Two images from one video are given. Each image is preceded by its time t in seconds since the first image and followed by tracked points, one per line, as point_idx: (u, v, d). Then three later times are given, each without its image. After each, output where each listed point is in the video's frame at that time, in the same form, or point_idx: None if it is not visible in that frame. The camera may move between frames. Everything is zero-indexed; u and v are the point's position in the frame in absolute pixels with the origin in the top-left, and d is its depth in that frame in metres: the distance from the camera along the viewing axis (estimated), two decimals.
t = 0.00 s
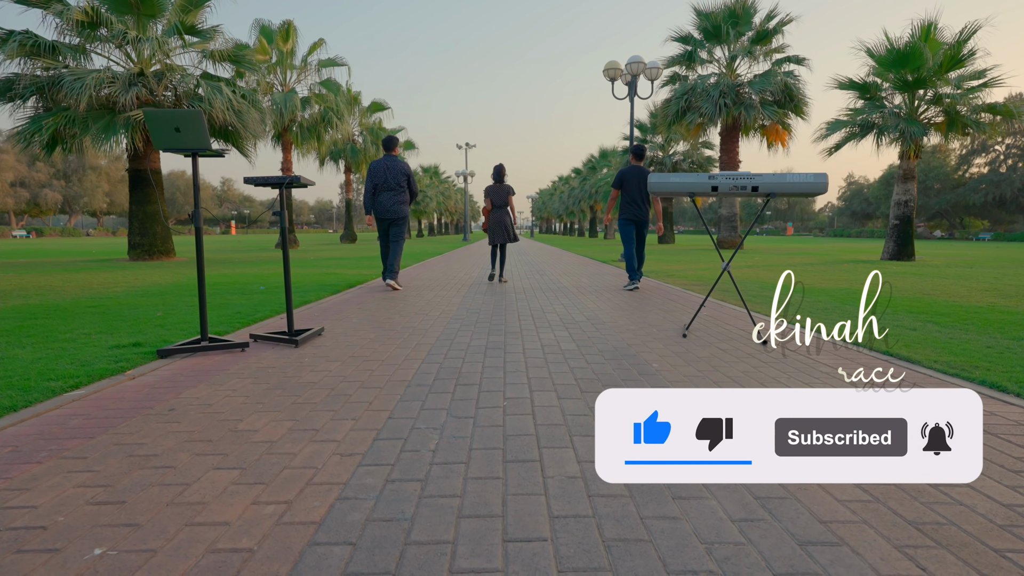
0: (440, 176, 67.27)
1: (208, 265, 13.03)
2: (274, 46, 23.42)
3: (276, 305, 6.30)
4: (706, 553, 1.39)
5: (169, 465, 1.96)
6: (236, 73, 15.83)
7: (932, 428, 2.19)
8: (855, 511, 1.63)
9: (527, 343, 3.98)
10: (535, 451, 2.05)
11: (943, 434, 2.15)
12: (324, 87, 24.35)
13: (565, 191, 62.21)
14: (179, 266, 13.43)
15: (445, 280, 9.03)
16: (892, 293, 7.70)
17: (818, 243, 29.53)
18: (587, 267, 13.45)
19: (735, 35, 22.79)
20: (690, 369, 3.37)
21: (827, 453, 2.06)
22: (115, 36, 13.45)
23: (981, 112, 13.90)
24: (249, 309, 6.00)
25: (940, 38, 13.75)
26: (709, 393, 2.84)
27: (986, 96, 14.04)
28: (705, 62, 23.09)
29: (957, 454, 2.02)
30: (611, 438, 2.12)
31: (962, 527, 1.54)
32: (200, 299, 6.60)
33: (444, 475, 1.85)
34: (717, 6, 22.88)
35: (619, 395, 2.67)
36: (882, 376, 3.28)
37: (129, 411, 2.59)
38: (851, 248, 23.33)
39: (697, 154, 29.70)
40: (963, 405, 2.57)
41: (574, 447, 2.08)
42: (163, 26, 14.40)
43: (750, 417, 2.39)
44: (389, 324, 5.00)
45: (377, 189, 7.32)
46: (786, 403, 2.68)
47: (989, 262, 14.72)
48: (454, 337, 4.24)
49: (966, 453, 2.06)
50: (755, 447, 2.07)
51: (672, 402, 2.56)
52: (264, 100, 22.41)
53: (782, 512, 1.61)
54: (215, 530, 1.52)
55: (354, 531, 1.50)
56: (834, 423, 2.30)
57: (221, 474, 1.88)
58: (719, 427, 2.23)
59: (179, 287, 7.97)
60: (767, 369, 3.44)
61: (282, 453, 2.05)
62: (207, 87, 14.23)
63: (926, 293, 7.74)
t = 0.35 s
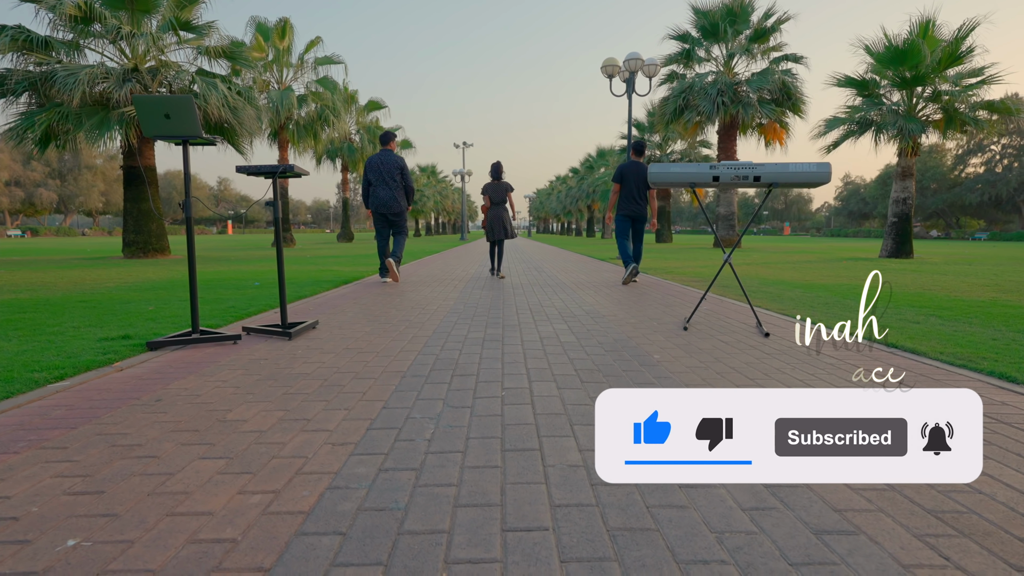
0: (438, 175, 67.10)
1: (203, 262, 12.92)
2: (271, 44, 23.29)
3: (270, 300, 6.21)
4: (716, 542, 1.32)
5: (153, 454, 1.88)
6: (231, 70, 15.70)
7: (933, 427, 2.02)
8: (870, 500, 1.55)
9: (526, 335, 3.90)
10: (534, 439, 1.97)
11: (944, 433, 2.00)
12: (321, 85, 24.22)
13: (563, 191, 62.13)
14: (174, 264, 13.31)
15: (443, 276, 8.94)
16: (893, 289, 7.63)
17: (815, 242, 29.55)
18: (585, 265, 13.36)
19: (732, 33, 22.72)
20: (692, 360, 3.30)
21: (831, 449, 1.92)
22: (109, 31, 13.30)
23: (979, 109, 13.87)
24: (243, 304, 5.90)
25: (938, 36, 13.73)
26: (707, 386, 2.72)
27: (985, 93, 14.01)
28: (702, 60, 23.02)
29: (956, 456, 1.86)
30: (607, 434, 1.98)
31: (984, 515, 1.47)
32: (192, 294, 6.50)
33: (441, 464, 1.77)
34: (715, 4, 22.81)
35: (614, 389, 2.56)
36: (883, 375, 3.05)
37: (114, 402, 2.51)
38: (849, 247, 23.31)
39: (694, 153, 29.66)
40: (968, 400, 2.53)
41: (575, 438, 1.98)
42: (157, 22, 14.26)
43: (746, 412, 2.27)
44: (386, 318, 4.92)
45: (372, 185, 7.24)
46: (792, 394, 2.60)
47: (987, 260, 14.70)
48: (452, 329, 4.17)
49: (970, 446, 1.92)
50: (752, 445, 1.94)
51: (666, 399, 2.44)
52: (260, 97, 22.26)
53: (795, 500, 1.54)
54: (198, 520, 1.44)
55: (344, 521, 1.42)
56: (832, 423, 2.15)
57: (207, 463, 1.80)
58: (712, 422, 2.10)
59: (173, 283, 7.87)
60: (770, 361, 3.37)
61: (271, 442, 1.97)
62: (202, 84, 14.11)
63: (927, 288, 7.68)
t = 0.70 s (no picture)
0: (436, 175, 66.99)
1: (200, 260, 12.82)
2: (268, 42, 23.18)
3: (265, 296, 6.12)
4: (728, 535, 1.25)
5: (137, 447, 1.79)
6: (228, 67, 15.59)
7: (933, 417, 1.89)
8: (889, 492, 1.49)
9: (526, 329, 3.83)
10: (535, 431, 1.90)
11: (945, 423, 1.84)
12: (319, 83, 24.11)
13: (561, 190, 62.07)
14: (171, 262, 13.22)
15: (441, 272, 8.87)
16: (894, 285, 7.58)
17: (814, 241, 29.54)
18: (585, 262, 13.29)
19: (731, 31, 22.64)
20: (695, 353, 3.23)
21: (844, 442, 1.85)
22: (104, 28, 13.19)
23: (980, 107, 13.83)
24: (238, 299, 5.82)
25: (938, 33, 13.68)
26: (713, 379, 2.65)
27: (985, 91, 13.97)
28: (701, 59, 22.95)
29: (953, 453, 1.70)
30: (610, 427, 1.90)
31: (1010, 507, 1.40)
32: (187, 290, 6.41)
33: (438, 457, 1.69)
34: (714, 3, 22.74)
35: (615, 383, 2.48)
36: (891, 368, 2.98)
37: (101, 395, 2.42)
38: (848, 245, 23.31)
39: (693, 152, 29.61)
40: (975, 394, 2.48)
41: (577, 429, 1.90)
42: (152, 18, 14.13)
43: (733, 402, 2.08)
44: (383, 312, 4.84)
45: (372, 181, 7.15)
46: (800, 388, 2.53)
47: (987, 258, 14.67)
48: (450, 323, 4.10)
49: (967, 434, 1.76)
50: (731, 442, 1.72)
51: (647, 392, 2.29)
52: (257, 95, 22.14)
53: (809, 493, 1.47)
54: (180, 514, 1.36)
55: (335, 515, 1.34)
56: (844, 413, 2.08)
57: (195, 455, 1.72)
58: (703, 419, 1.84)
59: (167, 280, 7.78)
60: (775, 353, 3.30)
61: (261, 434, 1.90)
62: (199, 80, 14.00)
63: (929, 285, 7.62)
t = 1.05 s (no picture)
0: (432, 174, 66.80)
1: (194, 257, 12.68)
2: (264, 39, 23.04)
3: (259, 291, 6.02)
4: (746, 530, 1.16)
5: (115, 439, 1.70)
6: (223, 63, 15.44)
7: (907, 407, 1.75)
8: (912, 485, 1.40)
9: (524, 323, 3.74)
10: (537, 423, 1.80)
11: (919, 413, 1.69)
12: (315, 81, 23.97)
13: (558, 190, 61.96)
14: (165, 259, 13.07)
15: (438, 269, 8.76)
16: (896, 281, 7.51)
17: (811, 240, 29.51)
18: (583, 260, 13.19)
19: (729, 29, 22.56)
20: (699, 345, 3.14)
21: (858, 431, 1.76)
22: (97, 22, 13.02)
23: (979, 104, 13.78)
24: (231, 294, 5.72)
25: (937, 30, 13.63)
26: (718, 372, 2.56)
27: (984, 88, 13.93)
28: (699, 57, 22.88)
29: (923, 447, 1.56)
30: (615, 419, 1.81)
31: None
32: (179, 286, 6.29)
33: (434, 449, 1.60)
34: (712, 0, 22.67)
35: (618, 374, 2.39)
36: (898, 361, 2.90)
37: (81, 387, 2.33)
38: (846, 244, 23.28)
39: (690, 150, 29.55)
40: (988, 385, 2.41)
41: (578, 421, 1.81)
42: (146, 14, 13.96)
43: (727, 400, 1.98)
44: (379, 307, 4.75)
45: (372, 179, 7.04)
46: (808, 380, 2.44)
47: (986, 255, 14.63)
48: (446, 317, 4.00)
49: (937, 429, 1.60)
50: (717, 432, 1.59)
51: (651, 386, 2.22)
52: (254, 93, 22.00)
53: (829, 485, 1.38)
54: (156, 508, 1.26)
55: (322, 509, 1.25)
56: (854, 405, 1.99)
57: (176, 447, 1.62)
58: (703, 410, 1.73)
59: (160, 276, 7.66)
60: (781, 346, 3.21)
61: (247, 427, 1.80)
62: (194, 76, 13.87)
63: (930, 281, 7.57)
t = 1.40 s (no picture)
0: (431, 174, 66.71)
1: (192, 256, 12.59)
2: (263, 37, 22.95)
3: (255, 287, 5.94)
4: (763, 525, 1.08)
5: (97, 432, 1.62)
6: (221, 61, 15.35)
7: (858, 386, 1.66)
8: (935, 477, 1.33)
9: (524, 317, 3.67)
10: (540, 414, 1.73)
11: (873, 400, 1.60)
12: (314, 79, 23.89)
13: (557, 189, 61.87)
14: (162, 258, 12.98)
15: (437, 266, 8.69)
16: (898, 277, 7.44)
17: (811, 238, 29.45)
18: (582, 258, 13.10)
19: (729, 27, 22.48)
20: (704, 339, 3.07)
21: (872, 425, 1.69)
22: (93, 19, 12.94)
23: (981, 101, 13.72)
24: (227, 290, 5.64)
25: (938, 27, 13.58)
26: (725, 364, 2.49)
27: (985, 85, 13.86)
28: (700, 55, 22.81)
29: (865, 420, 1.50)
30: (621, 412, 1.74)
31: None
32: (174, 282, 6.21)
33: (432, 441, 1.53)
34: None
35: (621, 367, 2.32)
36: (907, 353, 2.84)
37: (68, 381, 2.25)
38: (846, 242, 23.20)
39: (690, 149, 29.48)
40: (1002, 378, 2.34)
41: (583, 413, 1.73)
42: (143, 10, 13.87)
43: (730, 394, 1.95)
44: (376, 302, 4.66)
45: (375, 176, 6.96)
46: (817, 372, 2.37)
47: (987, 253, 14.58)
48: (445, 311, 3.93)
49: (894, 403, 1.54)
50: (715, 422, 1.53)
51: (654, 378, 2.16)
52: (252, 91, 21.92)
53: (848, 477, 1.31)
54: (133, 503, 1.19)
55: (311, 503, 1.18)
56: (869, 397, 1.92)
57: (160, 440, 1.55)
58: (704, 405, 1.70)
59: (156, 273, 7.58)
60: (787, 339, 3.15)
61: (236, 419, 1.73)
62: (191, 73, 13.80)
63: (933, 277, 7.48)
